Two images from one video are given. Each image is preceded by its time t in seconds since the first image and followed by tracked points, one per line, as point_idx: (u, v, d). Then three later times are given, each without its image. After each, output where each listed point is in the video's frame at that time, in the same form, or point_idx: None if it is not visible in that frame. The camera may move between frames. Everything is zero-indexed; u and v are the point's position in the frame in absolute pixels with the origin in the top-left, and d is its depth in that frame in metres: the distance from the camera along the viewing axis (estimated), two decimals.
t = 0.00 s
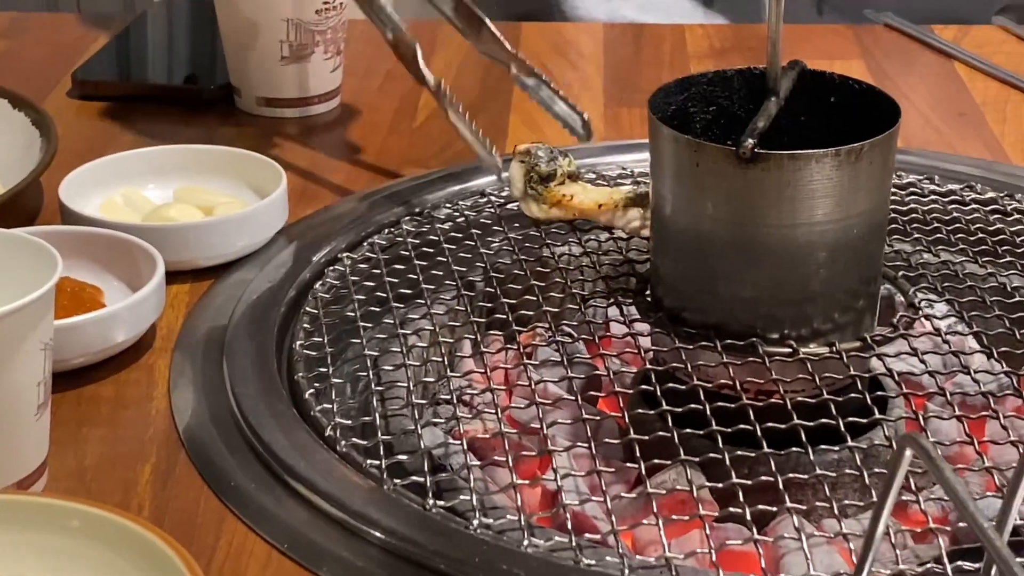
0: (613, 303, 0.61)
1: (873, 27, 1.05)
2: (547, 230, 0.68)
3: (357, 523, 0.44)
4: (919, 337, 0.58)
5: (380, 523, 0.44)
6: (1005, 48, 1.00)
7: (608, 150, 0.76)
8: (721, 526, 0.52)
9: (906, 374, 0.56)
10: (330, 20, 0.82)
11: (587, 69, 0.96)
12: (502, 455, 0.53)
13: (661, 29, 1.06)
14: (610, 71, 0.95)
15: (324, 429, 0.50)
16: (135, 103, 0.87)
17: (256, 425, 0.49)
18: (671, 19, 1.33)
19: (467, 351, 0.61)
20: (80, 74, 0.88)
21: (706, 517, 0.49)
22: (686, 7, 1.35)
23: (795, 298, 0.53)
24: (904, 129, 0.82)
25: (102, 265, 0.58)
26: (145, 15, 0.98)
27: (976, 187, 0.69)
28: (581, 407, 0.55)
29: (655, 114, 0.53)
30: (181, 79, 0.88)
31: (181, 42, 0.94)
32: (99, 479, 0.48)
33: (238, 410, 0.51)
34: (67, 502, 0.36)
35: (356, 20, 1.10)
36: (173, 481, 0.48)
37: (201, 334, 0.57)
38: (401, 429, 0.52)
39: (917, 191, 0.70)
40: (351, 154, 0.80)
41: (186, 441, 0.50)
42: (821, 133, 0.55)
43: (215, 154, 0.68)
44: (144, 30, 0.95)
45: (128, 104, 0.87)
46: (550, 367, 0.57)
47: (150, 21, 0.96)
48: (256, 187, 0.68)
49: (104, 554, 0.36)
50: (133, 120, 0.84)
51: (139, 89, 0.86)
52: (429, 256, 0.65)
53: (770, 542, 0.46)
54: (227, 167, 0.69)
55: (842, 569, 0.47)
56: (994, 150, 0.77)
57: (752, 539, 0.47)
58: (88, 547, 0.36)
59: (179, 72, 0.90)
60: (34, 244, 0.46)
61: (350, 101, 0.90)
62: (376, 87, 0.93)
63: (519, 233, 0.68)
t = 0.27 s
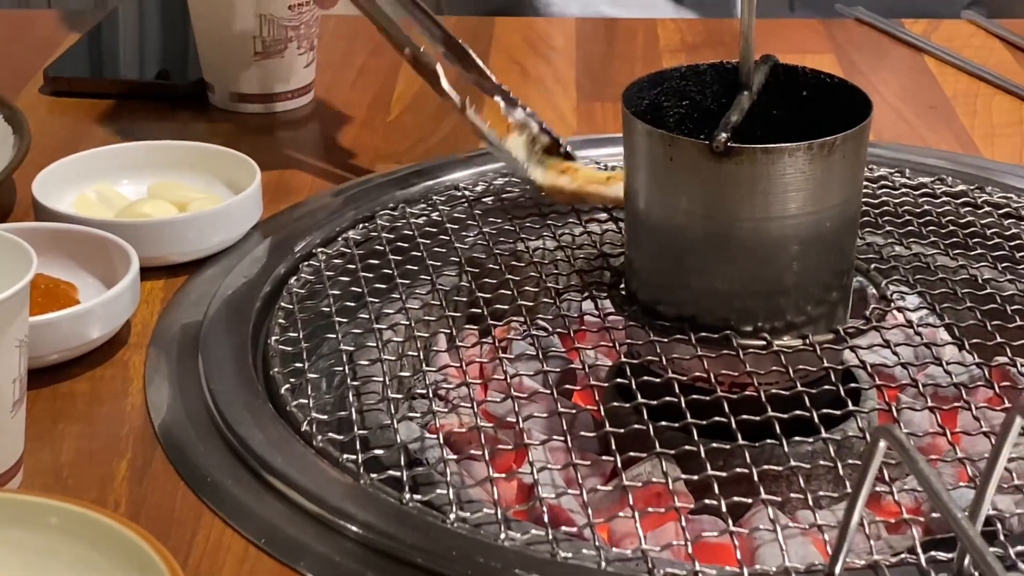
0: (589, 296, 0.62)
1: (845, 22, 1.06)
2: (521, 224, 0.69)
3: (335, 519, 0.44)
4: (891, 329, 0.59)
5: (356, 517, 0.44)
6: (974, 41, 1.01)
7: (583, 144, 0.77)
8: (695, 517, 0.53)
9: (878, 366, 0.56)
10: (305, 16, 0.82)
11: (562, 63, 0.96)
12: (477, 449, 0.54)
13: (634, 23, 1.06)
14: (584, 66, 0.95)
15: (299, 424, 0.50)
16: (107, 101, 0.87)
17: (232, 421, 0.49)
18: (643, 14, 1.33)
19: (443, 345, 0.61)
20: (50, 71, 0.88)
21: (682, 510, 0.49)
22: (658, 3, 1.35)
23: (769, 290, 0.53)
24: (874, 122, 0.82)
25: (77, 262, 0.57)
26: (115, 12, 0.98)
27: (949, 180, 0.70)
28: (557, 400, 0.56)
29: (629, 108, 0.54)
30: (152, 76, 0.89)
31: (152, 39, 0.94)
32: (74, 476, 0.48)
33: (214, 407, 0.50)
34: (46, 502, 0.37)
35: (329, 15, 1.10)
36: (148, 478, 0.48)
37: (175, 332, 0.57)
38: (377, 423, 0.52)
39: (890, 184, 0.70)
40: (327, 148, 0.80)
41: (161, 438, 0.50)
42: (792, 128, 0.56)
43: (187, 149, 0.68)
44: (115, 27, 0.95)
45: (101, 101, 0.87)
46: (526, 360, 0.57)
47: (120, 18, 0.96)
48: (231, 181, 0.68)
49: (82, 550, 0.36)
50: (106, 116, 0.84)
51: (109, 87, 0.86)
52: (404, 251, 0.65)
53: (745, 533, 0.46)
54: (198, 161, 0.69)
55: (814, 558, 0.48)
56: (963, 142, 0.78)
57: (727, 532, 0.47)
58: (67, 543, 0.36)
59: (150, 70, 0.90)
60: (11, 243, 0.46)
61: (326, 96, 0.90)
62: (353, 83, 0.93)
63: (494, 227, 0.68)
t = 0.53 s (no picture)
0: (574, 295, 0.62)
1: (827, 21, 1.06)
2: (506, 223, 0.69)
3: (321, 519, 0.44)
4: (876, 328, 0.59)
5: (343, 516, 0.44)
6: (954, 40, 1.01)
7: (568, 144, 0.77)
8: (682, 515, 0.53)
9: (863, 364, 0.56)
10: (289, 16, 0.81)
11: (546, 63, 0.96)
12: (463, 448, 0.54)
13: (617, 22, 1.06)
14: (568, 66, 0.95)
15: (286, 424, 0.50)
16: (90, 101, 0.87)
17: (217, 421, 0.49)
18: (625, 14, 1.34)
19: (429, 345, 0.61)
20: (32, 72, 0.87)
21: (668, 508, 0.48)
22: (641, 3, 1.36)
23: (753, 289, 0.54)
24: (856, 121, 0.83)
25: (61, 262, 0.57)
26: (96, 13, 0.98)
27: (933, 178, 0.70)
28: (543, 399, 0.56)
29: (614, 108, 0.54)
30: (134, 76, 0.88)
31: (134, 41, 0.94)
32: (58, 477, 0.48)
33: (199, 407, 0.50)
34: (34, 503, 0.36)
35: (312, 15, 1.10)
36: (134, 478, 0.48)
37: (160, 333, 0.56)
38: (363, 422, 0.52)
39: (874, 183, 0.70)
40: (312, 148, 0.79)
41: (145, 438, 0.50)
42: (776, 128, 0.56)
43: (171, 149, 0.68)
44: (96, 29, 0.94)
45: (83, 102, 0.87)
46: (511, 359, 0.57)
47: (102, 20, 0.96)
48: (215, 181, 0.68)
49: (71, 551, 0.36)
50: (89, 117, 0.83)
51: (92, 88, 0.86)
52: (389, 251, 0.65)
53: (731, 531, 0.46)
54: (183, 161, 0.69)
55: (801, 556, 0.48)
56: (945, 141, 0.78)
57: (714, 531, 0.47)
58: (57, 545, 0.36)
59: (131, 70, 0.90)
60: None
61: (311, 97, 0.90)
62: (337, 83, 0.92)
63: (479, 226, 0.68)
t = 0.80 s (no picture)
0: (572, 294, 0.62)
1: (823, 20, 1.07)
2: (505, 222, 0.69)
3: (321, 518, 0.44)
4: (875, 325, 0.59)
5: (343, 515, 0.44)
6: (950, 39, 1.02)
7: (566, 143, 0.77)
8: (681, 514, 0.53)
9: (862, 363, 0.56)
10: (286, 15, 0.81)
11: (543, 62, 0.96)
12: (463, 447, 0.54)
13: (614, 21, 1.06)
14: (565, 65, 0.95)
15: (286, 424, 0.50)
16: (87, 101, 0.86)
17: (217, 420, 0.49)
18: (621, 13, 1.34)
19: (428, 344, 0.61)
20: (29, 71, 0.87)
21: (668, 507, 0.48)
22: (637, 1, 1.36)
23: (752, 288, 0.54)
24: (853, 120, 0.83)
25: (60, 262, 0.57)
26: (92, 13, 0.98)
27: (930, 177, 0.70)
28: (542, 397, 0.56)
29: (613, 107, 0.54)
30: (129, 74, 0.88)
31: (130, 40, 0.94)
32: (59, 477, 0.48)
33: (199, 406, 0.50)
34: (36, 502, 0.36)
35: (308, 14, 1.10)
36: (134, 477, 0.48)
37: (159, 333, 0.56)
38: (363, 421, 0.52)
39: (871, 181, 0.71)
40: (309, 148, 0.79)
41: (146, 438, 0.50)
42: (775, 127, 0.56)
43: (169, 148, 0.68)
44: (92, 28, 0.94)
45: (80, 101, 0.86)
46: (511, 357, 0.57)
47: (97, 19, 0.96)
48: (214, 180, 0.68)
49: (74, 550, 0.36)
50: (86, 116, 0.83)
51: (88, 87, 0.86)
52: (388, 250, 0.65)
53: (732, 530, 0.46)
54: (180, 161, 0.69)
55: (800, 553, 0.48)
56: (942, 140, 0.79)
57: (714, 528, 0.47)
58: (61, 544, 0.36)
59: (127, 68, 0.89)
60: None
61: (308, 96, 0.90)
62: (334, 82, 0.92)
63: (478, 226, 0.68)
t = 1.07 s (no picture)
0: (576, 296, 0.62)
1: (823, 23, 1.07)
2: (508, 224, 0.69)
3: (327, 520, 0.44)
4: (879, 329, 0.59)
5: (350, 517, 0.44)
6: (950, 42, 1.02)
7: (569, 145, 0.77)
8: (686, 516, 0.53)
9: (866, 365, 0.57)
10: (289, 18, 0.82)
11: (545, 65, 0.96)
12: (468, 449, 0.54)
13: (615, 24, 1.07)
14: (566, 68, 0.96)
15: (292, 426, 0.50)
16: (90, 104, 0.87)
17: (224, 422, 0.49)
18: (621, 16, 1.34)
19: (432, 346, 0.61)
20: (31, 75, 0.87)
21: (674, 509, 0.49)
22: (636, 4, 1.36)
23: (756, 290, 0.54)
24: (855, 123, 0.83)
25: (65, 264, 0.57)
26: (95, 17, 0.98)
27: (932, 180, 0.71)
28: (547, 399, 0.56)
29: (617, 110, 0.54)
30: (131, 77, 0.88)
31: (132, 43, 0.94)
32: (66, 479, 0.48)
33: (206, 408, 0.50)
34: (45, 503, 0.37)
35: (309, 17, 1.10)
36: (141, 479, 0.48)
37: (164, 335, 0.56)
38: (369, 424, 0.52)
39: (873, 184, 0.71)
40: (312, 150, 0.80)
41: (152, 440, 0.50)
42: (778, 130, 0.57)
43: (173, 151, 0.68)
44: (93, 32, 0.94)
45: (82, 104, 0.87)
46: (515, 359, 0.57)
47: (98, 23, 0.96)
48: (217, 183, 0.68)
49: (82, 551, 0.36)
50: (89, 120, 0.83)
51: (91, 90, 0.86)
52: (392, 252, 0.65)
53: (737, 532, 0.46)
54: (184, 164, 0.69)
55: (806, 556, 0.48)
56: (943, 143, 0.79)
57: (720, 530, 0.47)
58: (70, 545, 0.36)
59: (128, 71, 0.89)
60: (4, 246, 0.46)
61: (310, 99, 0.90)
62: (336, 85, 0.93)
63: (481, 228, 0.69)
